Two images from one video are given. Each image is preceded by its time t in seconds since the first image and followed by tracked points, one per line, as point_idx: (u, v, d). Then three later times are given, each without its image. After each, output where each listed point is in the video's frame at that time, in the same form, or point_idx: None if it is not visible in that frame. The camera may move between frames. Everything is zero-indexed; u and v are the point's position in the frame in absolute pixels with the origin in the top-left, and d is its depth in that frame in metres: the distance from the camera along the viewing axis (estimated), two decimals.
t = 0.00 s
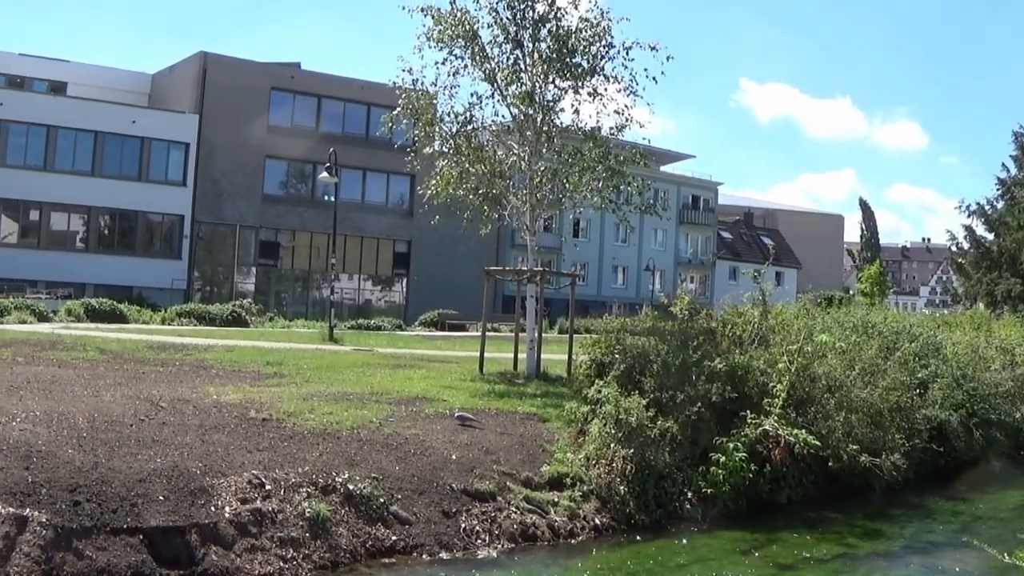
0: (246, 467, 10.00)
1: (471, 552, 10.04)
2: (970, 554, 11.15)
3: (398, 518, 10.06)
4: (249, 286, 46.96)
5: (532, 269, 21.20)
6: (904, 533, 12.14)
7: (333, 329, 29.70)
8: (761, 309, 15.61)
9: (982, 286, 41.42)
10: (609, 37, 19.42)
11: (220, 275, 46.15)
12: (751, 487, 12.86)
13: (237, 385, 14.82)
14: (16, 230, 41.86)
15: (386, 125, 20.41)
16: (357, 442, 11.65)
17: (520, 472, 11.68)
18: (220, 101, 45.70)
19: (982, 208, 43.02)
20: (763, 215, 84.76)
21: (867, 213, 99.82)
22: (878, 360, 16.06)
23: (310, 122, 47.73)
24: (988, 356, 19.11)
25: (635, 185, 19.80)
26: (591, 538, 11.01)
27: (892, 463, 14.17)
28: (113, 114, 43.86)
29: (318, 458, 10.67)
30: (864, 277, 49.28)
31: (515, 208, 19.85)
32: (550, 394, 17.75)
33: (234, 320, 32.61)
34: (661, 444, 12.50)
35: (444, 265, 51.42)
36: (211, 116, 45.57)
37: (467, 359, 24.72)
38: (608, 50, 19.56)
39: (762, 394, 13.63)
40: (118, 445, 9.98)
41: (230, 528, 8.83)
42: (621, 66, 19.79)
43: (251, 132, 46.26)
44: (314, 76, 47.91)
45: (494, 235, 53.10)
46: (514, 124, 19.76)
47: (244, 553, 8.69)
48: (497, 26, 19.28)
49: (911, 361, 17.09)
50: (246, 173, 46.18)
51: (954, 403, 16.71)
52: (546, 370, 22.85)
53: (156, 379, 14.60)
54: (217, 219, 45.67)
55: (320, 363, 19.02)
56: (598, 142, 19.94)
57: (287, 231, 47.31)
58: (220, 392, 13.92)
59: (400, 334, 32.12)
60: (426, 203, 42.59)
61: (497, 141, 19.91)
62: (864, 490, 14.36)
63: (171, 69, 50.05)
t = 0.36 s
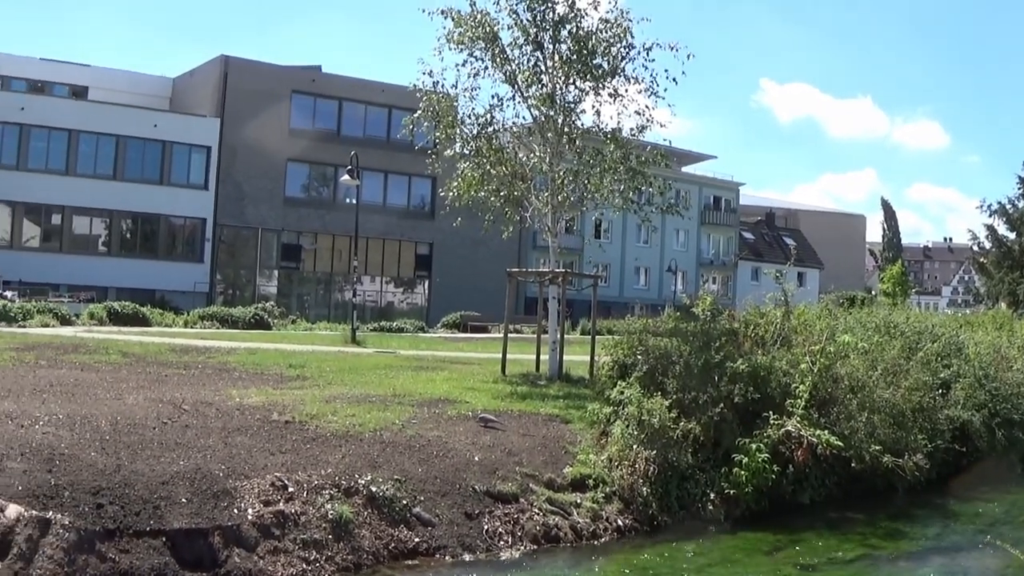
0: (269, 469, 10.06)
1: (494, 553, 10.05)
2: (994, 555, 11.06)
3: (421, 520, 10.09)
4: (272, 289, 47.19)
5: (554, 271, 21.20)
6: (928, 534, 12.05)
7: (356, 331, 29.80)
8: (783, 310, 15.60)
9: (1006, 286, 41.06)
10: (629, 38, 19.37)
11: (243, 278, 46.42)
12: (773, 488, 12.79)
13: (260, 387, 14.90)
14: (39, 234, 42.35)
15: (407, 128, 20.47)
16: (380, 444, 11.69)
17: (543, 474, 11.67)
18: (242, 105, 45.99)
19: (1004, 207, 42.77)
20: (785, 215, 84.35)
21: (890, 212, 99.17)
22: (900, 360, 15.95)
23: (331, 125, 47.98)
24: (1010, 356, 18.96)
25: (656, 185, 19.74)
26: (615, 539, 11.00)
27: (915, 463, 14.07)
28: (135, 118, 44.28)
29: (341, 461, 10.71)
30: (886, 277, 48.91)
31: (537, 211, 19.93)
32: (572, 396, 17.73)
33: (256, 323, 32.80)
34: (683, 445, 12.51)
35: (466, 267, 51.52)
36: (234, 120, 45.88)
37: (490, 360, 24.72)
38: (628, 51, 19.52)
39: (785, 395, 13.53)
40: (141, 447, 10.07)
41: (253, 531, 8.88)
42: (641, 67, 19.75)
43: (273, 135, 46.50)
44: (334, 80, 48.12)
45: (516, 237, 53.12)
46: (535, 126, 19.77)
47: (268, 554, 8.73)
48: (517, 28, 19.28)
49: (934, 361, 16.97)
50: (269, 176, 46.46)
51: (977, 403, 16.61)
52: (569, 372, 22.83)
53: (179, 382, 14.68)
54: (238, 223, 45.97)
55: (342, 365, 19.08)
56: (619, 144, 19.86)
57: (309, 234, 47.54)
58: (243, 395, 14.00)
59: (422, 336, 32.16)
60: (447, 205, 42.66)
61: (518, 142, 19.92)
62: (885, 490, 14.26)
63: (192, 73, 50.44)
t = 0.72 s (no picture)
0: (292, 473, 10.11)
1: (518, 556, 10.05)
2: (1020, 555, 10.95)
3: (444, 523, 10.10)
4: (293, 294, 47.38)
5: (575, 273, 21.18)
6: (950, 533, 11.98)
7: (378, 335, 29.86)
8: (805, 310, 15.55)
9: None
10: (648, 39, 19.34)
11: (265, 283, 46.65)
12: (797, 488, 12.72)
13: (283, 392, 14.97)
14: (60, 241, 42.75)
15: (427, 132, 20.52)
16: (403, 447, 11.72)
17: (566, 476, 11.65)
18: (264, 110, 46.27)
19: None
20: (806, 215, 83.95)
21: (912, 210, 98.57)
22: (922, 359, 15.86)
23: (351, 130, 48.19)
24: None
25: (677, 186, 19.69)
26: (638, 541, 10.97)
27: (938, 462, 13.96)
28: (155, 124, 44.57)
29: (364, 464, 10.75)
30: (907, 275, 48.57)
31: (558, 214, 19.95)
32: (595, 398, 17.68)
33: (278, 327, 32.94)
34: (705, 446, 12.49)
35: (487, 269, 51.59)
36: (255, 125, 46.16)
37: (512, 363, 24.72)
38: (648, 52, 19.49)
39: (807, 395, 13.44)
40: (164, 453, 10.14)
41: (277, 535, 8.93)
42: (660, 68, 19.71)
43: (295, 140, 46.78)
44: (354, 84, 48.33)
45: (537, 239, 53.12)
46: (555, 127, 19.77)
47: (291, 559, 8.77)
48: (536, 30, 19.30)
49: (956, 360, 16.87)
50: (290, 181, 46.71)
51: (999, 401, 16.51)
52: (591, 374, 22.79)
53: (202, 387, 14.76)
54: (259, 228, 46.24)
55: (365, 369, 19.13)
56: (639, 146, 19.81)
57: (331, 238, 47.73)
58: (266, 399, 14.07)
59: (443, 339, 32.18)
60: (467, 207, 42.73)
61: (539, 145, 19.90)
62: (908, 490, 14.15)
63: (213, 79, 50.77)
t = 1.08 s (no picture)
0: (316, 476, 10.17)
1: (542, 557, 10.08)
2: None
3: (468, 524, 10.13)
4: (317, 296, 47.59)
5: (599, 274, 21.15)
6: (975, 533, 11.91)
7: (400, 337, 29.94)
8: (829, 310, 15.52)
9: None
10: (669, 40, 19.31)
11: (288, 285, 46.90)
12: (820, 489, 12.66)
13: (307, 394, 15.06)
14: (83, 244, 43.18)
15: (449, 134, 20.56)
16: (427, 449, 11.78)
17: (590, 478, 11.65)
18: (286, 113, 46.55)
19: None
20: (829, 215, 83.47)
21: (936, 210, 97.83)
22: (946, 359, 15.73)
23: (373, 132, 48.39)
24: None
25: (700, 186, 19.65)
26: (662, 543, 10.96)
27: (962, 463, 13.84)
28: (178, 128, 44.90)
29: (388, 466, 10.81)
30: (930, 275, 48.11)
31: (581, 215, 19.91)
32: (618, 399, 17.67)
33: (302, 330, 33.13)
34: (729, 447, 12.43)
35: (510, 271, 51.66)
36: (278, 129, 46.43)
37: (535, 365, 24.74)
38: (669, 52, 19.45)
39: (831, 395, 13.34)
40: (187, 455, 10.25)
41: (301, 537, 9.00)
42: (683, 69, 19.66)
43: (317, 143, 47.05)
44: (376, 86, 48.54)
45: (560, 240, 53.10)
46: (578, 129, 19.76)
47: (315, 561, 8.83)
48: (557, 32, 19.33)
49: (979, 360, 16.75)
50: (313, 184, 46.98)
51: None
52: (615, 375, 22.76)
53: (226, 390, 14.87)
54: (282, 230, 46.53)
55: (388, 371, 19.20)
56: (662, 146, 19.80)
57: (354, 240, 47.94)
58: (290, 402, 14.17)
59: (466, 341, 32.21)
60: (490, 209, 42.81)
61: (562, 146, 19.89)
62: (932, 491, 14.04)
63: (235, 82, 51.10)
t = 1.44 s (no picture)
0: (337, 476, 10.24)
1: (563, 558, 10.11)
2: None
3: (489, 525, 10.17)
4: (338, 297, 47.80)
5: (619, 274, 21.14)
6: (997, 534, 11.84)
7: (421, 338, 30.03)
8: (849, 310, 15.49)
9: None
10: (689, 39, 19.28)
11: (309, 286, 47.12)
12: (841, 489, 12.62)
13: (328, 395, 15.16)
14: (104, 245, 43.46)
15: (470, 134, 20.59)
16: (448, 450, 11.83)
17: (610, 478, 11.66)
18: (307, 115, 46.79)
19: None
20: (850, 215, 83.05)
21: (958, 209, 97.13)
22: (966, 359, 15.64)
23: (394, 133, 48.57)
24: None
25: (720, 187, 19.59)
26: (683, 543, 10.97)
27: (982, 464, 13.77)
28: (199, 130, 45.21)
29: (408, 467, 10.86)
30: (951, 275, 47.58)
31: (601, 215, 19.89)
32: (638, 400, 17.67)
33: (323, 330, 33.28)
34: (750, 447, 12.37)
35: (530, 272, 51.70)
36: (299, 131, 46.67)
37: (555, 365, 24.77)
38: (690, 53, 19.42)
39: (851, 396, 13.30)
40: (208, 456, 10.34)
41: (322, 537, 9.06)
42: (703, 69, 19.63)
43: (338, 144, 47.24)
44: (396, 88, 48.67)
45: (580, 241, 53.07)
46: (598, 130, 19.77)
47: (336, 561, 8.89)
48: (577, 32, 19.32)
49: (1000, 360, 16.62)
50: (334, 185, 47.19)
51: None
52: (635, 376, 22.73)
53: (247, 390, 14.98)
54: (303, 232, 46.75)
55: (408, 372, 19.25)
56: (682, 146, 19.78)
57: (374, 241, 48.14)
58: (311, 402, 14.26)
59: (486, 342, 32.25)
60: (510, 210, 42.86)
61: (581, 147, 19.89)
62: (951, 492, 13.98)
63: (255, 83, 51.32)
